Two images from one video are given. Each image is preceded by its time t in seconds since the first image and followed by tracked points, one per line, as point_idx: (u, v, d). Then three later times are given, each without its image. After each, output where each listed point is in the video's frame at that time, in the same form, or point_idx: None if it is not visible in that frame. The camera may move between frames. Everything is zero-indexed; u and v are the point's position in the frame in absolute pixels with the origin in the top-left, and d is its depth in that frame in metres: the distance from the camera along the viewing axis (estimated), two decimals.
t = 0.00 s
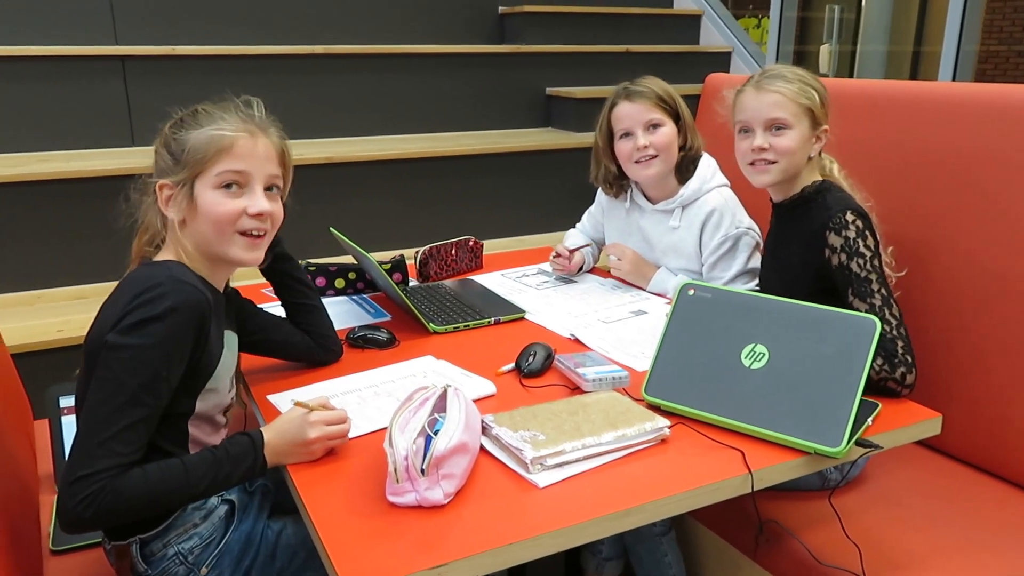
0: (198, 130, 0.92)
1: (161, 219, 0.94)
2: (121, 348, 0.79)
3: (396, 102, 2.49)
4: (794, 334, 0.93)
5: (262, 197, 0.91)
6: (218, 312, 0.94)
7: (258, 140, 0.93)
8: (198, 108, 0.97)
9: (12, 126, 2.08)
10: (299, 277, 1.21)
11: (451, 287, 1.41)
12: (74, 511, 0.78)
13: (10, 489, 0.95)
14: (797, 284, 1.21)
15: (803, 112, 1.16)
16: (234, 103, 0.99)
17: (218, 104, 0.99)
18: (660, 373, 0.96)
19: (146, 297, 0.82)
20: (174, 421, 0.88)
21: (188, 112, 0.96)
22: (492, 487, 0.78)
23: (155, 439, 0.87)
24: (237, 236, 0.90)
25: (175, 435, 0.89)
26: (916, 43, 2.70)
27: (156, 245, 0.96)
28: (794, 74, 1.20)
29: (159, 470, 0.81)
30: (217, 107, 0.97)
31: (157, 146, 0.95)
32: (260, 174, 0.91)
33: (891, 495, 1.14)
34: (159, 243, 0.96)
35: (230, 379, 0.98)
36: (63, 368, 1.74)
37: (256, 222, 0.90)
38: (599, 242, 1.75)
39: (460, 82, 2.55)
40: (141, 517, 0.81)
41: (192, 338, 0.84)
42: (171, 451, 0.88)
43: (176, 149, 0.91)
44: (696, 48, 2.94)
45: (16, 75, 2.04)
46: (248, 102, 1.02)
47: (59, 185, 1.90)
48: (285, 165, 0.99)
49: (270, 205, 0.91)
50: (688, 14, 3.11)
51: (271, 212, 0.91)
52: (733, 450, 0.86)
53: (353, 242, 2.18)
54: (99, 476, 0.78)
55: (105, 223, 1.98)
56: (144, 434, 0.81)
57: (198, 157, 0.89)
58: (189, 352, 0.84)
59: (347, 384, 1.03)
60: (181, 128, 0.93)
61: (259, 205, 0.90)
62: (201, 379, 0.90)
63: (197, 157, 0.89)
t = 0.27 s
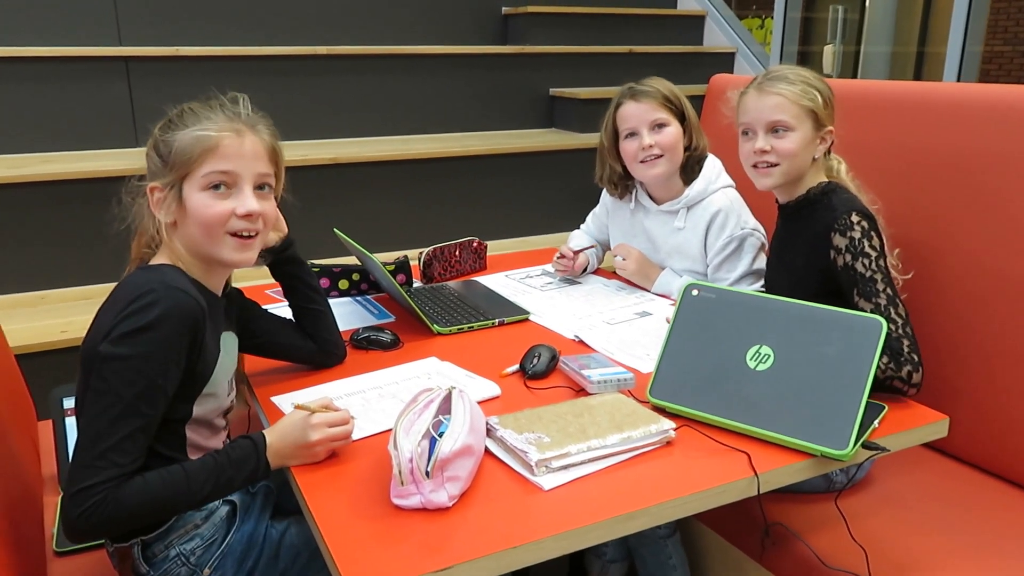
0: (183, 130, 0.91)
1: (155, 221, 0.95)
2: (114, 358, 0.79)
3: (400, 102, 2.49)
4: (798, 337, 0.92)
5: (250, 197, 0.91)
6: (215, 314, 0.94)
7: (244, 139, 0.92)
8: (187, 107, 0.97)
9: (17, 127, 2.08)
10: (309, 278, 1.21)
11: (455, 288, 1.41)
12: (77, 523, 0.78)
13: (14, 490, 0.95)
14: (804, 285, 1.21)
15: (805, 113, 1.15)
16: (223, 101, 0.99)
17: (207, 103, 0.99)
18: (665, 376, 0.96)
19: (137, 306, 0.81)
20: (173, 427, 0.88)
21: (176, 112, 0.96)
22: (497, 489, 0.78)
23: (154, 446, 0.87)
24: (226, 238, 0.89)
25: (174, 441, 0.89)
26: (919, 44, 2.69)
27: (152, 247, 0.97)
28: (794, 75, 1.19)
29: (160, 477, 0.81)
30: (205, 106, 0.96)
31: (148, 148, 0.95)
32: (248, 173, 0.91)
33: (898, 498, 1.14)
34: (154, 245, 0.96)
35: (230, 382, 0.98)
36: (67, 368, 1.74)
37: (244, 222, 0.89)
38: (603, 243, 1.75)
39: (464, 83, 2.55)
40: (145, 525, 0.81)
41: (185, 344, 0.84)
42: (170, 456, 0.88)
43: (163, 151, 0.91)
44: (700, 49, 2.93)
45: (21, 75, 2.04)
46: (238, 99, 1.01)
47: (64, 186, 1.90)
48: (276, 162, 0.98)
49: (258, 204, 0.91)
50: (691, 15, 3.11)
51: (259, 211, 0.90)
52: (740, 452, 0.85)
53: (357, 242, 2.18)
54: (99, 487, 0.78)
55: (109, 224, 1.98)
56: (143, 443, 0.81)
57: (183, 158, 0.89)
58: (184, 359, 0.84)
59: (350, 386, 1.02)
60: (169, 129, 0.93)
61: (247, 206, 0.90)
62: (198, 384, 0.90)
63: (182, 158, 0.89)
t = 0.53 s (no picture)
0: (187, 134, 0.91)
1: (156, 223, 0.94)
2: (114, 363, 0.79)
3: (403, 103, 2.49)
4: (801, 338, 0.92)
5: (256, 201, 0.91)
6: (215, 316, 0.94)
7: (248, 142, 0.91)
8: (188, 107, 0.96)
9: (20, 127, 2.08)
10: (314, 280, 1.21)
11: (457, 289, 1.41)
12: (81, 528, 0.78)
13: (17, 491, 0.95)
14: (807, 287, 1.20)
15: (807, 114, 1.15)
16: (224, 101, 0.98)
17: (207, 102, 0.98)
18: (668, 377, 0.96)
19: (136, 310, 0.81)
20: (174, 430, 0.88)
21: (177, 112, 0.95)
22: (501, 491, 0.78)
23: (156, 450, 0.87)
24: (232, 242, 0.90)
25: (175, 443, 0.89)
26: (923, 44, 2.69)
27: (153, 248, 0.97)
28: (795, 77, 1.19)
29: (162, 480, 0.81)
30: (206, 107, 0.96)
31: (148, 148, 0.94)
32: (253, 178, 0.91)
33: (901, 500, 1.13)
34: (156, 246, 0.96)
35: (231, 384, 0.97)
36: (71, 368, 1.74)
37: (250, 226, 0.90)
38: (607, 244, 1.75)
39: (467, 83, 2.55)
40: (148, 529, 0.81)
41: (185, 347, 0.83)
42: (171, 460, 0.88)
43: (167, 154, 0.90)
44: (703, 49, 2.93)
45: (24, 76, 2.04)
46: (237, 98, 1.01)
47: (67, 186, 1.90)
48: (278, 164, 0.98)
49: (264, 209, 0.91)
50: (694, 15, 3.11)
51: (264, 215, 0.91)
52: (744, 454, 0.85)
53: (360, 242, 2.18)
54: (101, 493, 0.78)
55: (113, 224, 1.98)
56: (145, 447, 0.81)
57: (189, 162, 0.89)
58: (184, 362, 0.84)
59: (354, 387, 1.02)
60: (171, 131, 0.92)
61: (253, 210, 0.90)
62: (199, 388, 0.90)
63: (187, 162, 0.89)
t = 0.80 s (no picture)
0: (202, 135, 0.90)
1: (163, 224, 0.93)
2: (121, 365, 0.79)
3: (404, 103, 2.49)
4: (803, 340, 0.92)
5: (272, 204, 0.91)
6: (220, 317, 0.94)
7: (264, 145, 0.92)
8: (195, 107, 0.95)
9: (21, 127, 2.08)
10: (315, 281, 1.21)
11: (458, 289, 1.41)
12: (83, 529, 0.78)
13: (17, 490, 0.95)
14: (809, 287, 1.20)
15: (812, 115, 1.15)
16: (231, 101, 0.97)
17: (213, 102, 0.97)
18: (669, 377, 0.96)
19: (144, 312, 0.81)
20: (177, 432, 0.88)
21: (185, 113, 0.94)
22: (502, 490, 0.78)
23: (159, 451, 0.87)
24: (247, 244, 0.90)
25: (177, 445, 0.89)
26: (923, 45, 2.69)
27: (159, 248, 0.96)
28: (798, 77, 1.18)
29: (164, 481, 0.81)
30: (215, 107, 0.95)
31: (154, 148, 0.93)
32: (269, 180, 0.91)
33: (903, 500, 1.13)
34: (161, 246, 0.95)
35: (232, 387, 0.97)
36: (71, 368, 1.74)
37: (267, 228, 0.91)
38: (607, 243, 1.75)
39: (467, 83, 2.55)
40: (150, 530, 0.81)
41: (191, 350, 0.84)
42: (174, 461, 0.89)
43: (180, 156, 0.89)
44: (703, 50, 2.93)
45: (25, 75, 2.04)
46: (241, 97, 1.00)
47: (68, 185, 1.90)
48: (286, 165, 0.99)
49: (279, 211, 0.92)
50: (695, 15, 3.11)
51: (281, 218, 0.91)
52: (745, 455, 0.85)
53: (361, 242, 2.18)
54: (104, 494, 0.78)
55: (113, 223, 1.98)
56: (148, 449, 0.81)
57: (205, 164, 0.88)
58: (190, 364, 0.84)
59: (355, 387, 1.02)
60: (183, 132, 0.91)
61: (269, 212, 0.90)
62: (203, 390, 0.90)
63: (203, 164, 0.88)
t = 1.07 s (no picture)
0: (213, 134, 0.90)
1: (171, 223, 0.92)
2: (133, 363, 0.79)
3: (405, 102, 2.49)
4: (808, 339, 0.92)
5: (285, 199, 0.93)
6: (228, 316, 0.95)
7: (276, 142, 0.93)
8: (198, 105, 0.94)
9: (23, 126, 2.08)
10: (316, 280, 1.21)
11: (461, 288, 1.41)
12: (88, 526, 0.78)
13: (21, 488, 0.95)
14: (812, 287, 1.20)
15: (815, 116, 1.15)
16: (233, 98, 0.97)
17: (214, 99, 0.97)
18: (672, 376, 0.96)
19: (156, 310, 0.81)
20: (185, 430, 0.89)
21: (190, 111, 0.93)
22: (504, 489, 0.78)
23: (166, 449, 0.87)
24: (262, 241, 0.91)
25: (185, 443, 0.89)
26: (926, 44, 2.68)
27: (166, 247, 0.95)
28: (800, 79, 1.18)
29: (170, 478, 0.81)
30: (219, 105, 0.95)
31: (160, 147, 0.91)
32: (281, 177, 0.92)
33: (905, 500, 1.13)
34: (168, 245, 0.95)
35: (239, 384, 0.97)
36: (74, 367, 1.74)
37: (281, 224, 0.92)
38: (610, 243, 1.75)
39: (469, 83, 2.55)
40: (154, 528, 0.81)
41: (202, 349, 0.84)
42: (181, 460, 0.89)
43: (194, 156, 0.88)
44: (706, 50, 2.93)
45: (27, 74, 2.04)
46: (240, 94, 1.00)
47: (71, 185, 1.90)
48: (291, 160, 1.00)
49: (292, 207, 0.93)
50: (698, 15, 3.10)
51: (294, 213, 0.93)
52: (747, 454, 0.85)
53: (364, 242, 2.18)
54: (111, 490, 0.78)
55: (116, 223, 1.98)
56: (155, 446, 0.81)
57: (221, 164, 0.88)
58: (200, 363, 0.85)
59: (358, 385, 1.02)
60: (193, 131, 0.90)
61: (283, 208, 0.92)
62: (212, 390, 0.90)
63: (219, 164, 0.88)
